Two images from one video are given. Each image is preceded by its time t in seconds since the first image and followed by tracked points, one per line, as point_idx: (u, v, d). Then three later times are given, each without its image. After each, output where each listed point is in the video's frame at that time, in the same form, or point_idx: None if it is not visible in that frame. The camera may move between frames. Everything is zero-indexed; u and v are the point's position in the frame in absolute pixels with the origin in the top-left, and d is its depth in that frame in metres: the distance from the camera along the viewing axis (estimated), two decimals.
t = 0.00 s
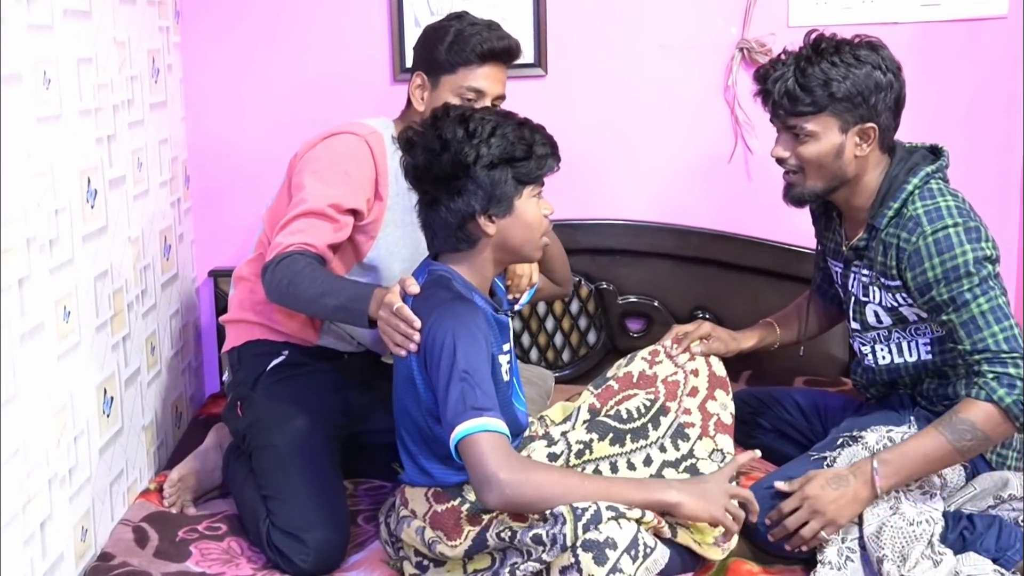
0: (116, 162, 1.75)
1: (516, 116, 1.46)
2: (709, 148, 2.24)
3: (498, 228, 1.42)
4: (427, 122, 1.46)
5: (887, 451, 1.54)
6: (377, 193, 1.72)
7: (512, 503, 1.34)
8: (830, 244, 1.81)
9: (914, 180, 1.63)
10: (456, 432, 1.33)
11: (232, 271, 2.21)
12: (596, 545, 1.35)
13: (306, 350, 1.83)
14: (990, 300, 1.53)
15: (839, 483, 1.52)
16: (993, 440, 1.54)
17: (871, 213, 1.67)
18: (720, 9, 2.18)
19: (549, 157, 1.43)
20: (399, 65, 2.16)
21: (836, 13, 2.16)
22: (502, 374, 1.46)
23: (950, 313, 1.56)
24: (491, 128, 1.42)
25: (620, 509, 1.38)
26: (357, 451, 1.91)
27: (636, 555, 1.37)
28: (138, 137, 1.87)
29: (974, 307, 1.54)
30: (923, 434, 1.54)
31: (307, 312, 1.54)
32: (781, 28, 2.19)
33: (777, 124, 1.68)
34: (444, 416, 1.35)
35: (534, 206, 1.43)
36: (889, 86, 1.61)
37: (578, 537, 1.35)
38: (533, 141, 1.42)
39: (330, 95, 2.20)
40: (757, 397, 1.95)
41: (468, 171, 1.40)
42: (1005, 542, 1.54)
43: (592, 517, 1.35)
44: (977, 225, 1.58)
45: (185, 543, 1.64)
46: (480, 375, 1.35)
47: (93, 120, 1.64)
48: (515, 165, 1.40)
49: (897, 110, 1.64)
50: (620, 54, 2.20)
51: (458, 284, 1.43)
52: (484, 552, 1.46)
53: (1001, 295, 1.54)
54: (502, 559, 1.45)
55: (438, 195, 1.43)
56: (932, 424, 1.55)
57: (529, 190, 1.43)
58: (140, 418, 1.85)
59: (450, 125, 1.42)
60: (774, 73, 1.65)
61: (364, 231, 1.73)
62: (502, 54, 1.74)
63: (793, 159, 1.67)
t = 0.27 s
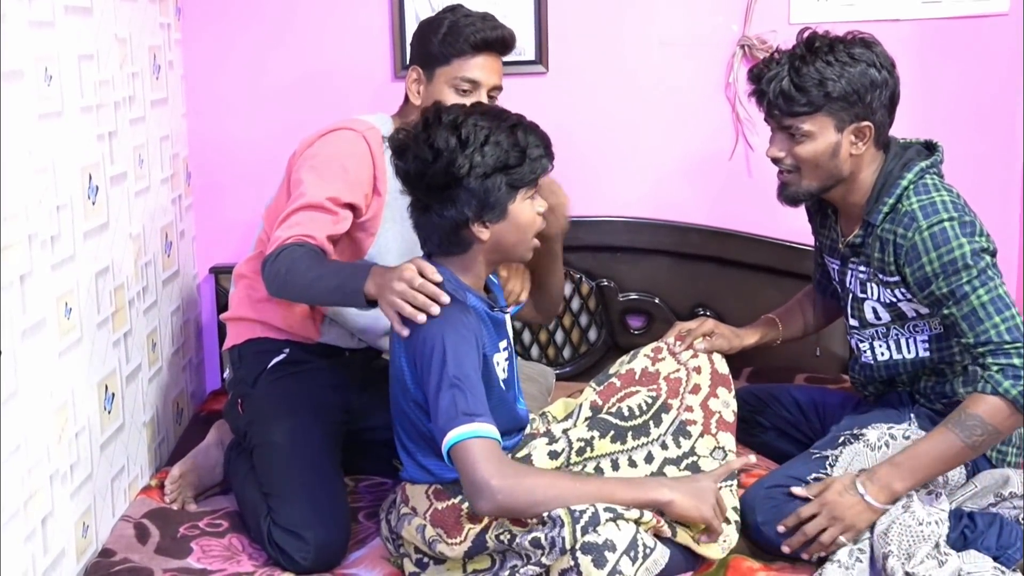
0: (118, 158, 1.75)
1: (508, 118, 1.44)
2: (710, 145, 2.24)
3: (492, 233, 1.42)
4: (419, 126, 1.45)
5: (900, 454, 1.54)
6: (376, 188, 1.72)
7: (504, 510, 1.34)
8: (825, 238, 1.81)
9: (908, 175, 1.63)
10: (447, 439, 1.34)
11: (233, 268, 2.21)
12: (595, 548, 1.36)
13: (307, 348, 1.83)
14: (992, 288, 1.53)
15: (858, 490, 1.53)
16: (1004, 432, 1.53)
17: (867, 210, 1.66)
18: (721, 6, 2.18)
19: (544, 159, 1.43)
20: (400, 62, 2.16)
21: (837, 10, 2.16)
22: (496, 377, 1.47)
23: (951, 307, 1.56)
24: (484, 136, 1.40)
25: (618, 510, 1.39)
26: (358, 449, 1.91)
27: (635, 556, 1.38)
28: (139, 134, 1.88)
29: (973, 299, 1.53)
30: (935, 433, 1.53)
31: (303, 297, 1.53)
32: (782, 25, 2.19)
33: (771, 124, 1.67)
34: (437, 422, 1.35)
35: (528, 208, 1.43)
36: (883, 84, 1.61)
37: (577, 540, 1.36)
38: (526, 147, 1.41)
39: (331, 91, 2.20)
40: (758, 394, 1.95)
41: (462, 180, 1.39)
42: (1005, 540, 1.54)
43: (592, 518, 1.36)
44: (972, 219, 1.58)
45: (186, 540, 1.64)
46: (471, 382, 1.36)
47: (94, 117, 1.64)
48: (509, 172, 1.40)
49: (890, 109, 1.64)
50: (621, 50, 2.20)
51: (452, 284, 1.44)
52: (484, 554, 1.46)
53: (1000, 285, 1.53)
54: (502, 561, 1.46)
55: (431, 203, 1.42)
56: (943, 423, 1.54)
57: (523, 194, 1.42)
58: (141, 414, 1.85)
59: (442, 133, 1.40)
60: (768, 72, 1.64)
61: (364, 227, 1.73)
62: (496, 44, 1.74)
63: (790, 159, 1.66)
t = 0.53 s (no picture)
0: (119, 160, 1.75)
1: (522, 144, 1.39)
2: (712, 146, 2.24)
3: (498, 252, 1.42)
4: (428, 150, 1.39)
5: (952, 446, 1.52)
6: (375, 187, 1.72)
7: (506, 509, 1.35)
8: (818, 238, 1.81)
9: (898, 171, 1.62)
10: (451, 438, 1.34)
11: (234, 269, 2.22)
12: (596, 550, 1.36)
13: (309, 349, 1.83)
14: (1001, 272, 1.51)
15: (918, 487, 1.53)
16: None
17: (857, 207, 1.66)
18: (722, 6, 2.18)
19: (556, 183, 1.40)
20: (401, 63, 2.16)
21: (838, 10, 2.16)
22: (498, 379, 1.46)
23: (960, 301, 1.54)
24: (500, 176, 1.36)
25: (619, 513, 1.39)
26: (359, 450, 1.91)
27: (637, 557, 1.39)
28: (141, 135, 1.88)
29: (986, 285, 1.51)
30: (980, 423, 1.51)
31: (303, 293, 1.52)
32: (783, 25, 2.19)
33: (761, 123, 1.67)
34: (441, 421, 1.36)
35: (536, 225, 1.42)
36: (874, 84, 1.61)
37: (578, 542, 1.36)
38: (540, 178, 1.38)
39: (332, 93, 2.20)
40: (760, 395, 1.95)
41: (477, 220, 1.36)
42: (1007, 544, 1.54)
43: (592, 521, 1.36)
44: (967, 209, 1.57)
45: (188, 541, 1.64)
46: (476, 381, 1.36)
47: (96, 118, 1.64)
48: (524, 206, 1.37)
49: (881, 109, 1.64)
50: (623, 51, 2.20)
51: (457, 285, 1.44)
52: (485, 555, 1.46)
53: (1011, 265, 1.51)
54: (502, 563, 1.46)
55: (439, 232, 1.40)
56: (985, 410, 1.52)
57: (535, 219, 1.40)
58: (143, 415, 1.85)
59: (457, 176, 1.36)
60: (759, 71, 1.64)
61: (364, 226, 1.73)
62: (492, 38, 1.74)
63: (778, 159, 1.66)
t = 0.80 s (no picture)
0: (119, 161, 1.75)
1: (524, 147, 1.38)
2: (711, 146, 2.24)
3: (498, 255, 1.42)
4: (432, 151, 1.39)
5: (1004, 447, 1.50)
6: (371, 190, 1.72)
7: (501, 518, 1.35)
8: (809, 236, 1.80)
9: (887, 170, 1.63)
10: (446, 448, 1.35)
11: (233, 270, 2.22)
12: (593, 558, 1.36)
13: (309, 350, 1.83)
14: (1009, 257, 1.51)
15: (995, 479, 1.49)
16: None
17: (846, 207, 1.66)
18: (721, 7, 2.18)
19: (558, 187, 1.40)
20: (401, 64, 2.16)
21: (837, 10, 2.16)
22: (496, 383, 1.46)
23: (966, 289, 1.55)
24: (499, 177, 1.35)
25: (617, 521, 1.39)
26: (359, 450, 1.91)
27: (633, 567, 1.38)
28: (140, 136, 1.88)
29: (994, 270, 1.51)
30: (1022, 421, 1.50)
31: (303, 299, 1.52)
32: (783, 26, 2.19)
33: (747, 123, 1.66)
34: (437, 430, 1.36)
35: (538, 231, 1.41)
36: (861, 84, 1.60)
37: (576, 549, 1.35)
38: (541, 182, 1.38)
39: (331, 94, 2.20)
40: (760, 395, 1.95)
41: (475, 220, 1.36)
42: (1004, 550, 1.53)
43: (591, 528, 1.36)
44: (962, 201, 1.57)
45: (188, 542, 1.64)
46: (471, 391, 1.36)
47: (96, 119, 1.64)
48: (523, 209, 1.37)
49: (868, 109, 1.63)
50: (622, 52, 2.20)
51: (454, 290, 1.43)
52: (484, 559, 1.44)
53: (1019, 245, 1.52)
54: (501, 568, 1.44)
55: (437, 233, 1.41)
56: None
57: (535, 223, 1.40)
58: (143, 416, 1.85)
59: (455, 173, 1.36)
60: (745, 70, 1.62)
61: (362, 228, 1.73)
62: (487, 38, 1.73)
63: (765, 159, 1.66)
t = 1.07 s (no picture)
0: (119, 160, 1.75)
1: (523, 143, 1.39)
2: (711, 145, 2.24)
3: (499, 256, 1.42)
4: (435, 148, 1.40)
5: None
6: (370, 190, 1.72)
7: (498, 524, 1.34)
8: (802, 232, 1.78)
9: (881, 167, 1.63)
10: (445, 452, 1.35)
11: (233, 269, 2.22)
12: (592, 564, 1.36)
13: (309, 349, 1.83)
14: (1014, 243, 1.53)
15: None
16: None
17: (840, 204, 1.66)
18: (722, 6, 2.18)
19: (560, 186, 1.40)
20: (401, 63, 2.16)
21: (838, 10, 2.16)
22: (494, 385, 1.47)
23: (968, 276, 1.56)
24: (501, 173, 1.35)
25: (615, 526, 1.40)
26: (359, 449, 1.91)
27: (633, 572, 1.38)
28: (141, 135, 1.88)
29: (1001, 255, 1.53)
30: None
31: (303, 301, 1.52)
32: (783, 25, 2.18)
33: (739, 122, 1.66)
34: (436, 433, 1.36)
35: (540, 230, 1.41)
36: (852, 81, 1.60)
37: (574, 555, 1.36)
38: (542, 178, 1.38)
39: (332, 93, 2.20)
40: (760, 395, 1.95)
41: (476, 218, 1.36)
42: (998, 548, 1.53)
43: (589, 534, 1.37)
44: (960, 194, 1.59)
45: (188, 541, 1.64)
46: (470, 395, 1.36)
47: (96, 118, 1.64)
48: (524, 208, 1.37)
49: (861, 106, 1.64)
50: (622, 51, 2.20)
51: (453, 292, 1.43)
52: (483, 562, 1.45)
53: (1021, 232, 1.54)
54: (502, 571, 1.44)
55: (439, 232, 1.40)
56: None
57: (536, 222, 1.40)
58: (143, 415, 1.85)
59: (456, 169, 1.36)
60: (736, 69, 1.62)
61: (361, 228, 1.73)
62: (486, 37, 1.73)
63: (758, 158, 1.65)
